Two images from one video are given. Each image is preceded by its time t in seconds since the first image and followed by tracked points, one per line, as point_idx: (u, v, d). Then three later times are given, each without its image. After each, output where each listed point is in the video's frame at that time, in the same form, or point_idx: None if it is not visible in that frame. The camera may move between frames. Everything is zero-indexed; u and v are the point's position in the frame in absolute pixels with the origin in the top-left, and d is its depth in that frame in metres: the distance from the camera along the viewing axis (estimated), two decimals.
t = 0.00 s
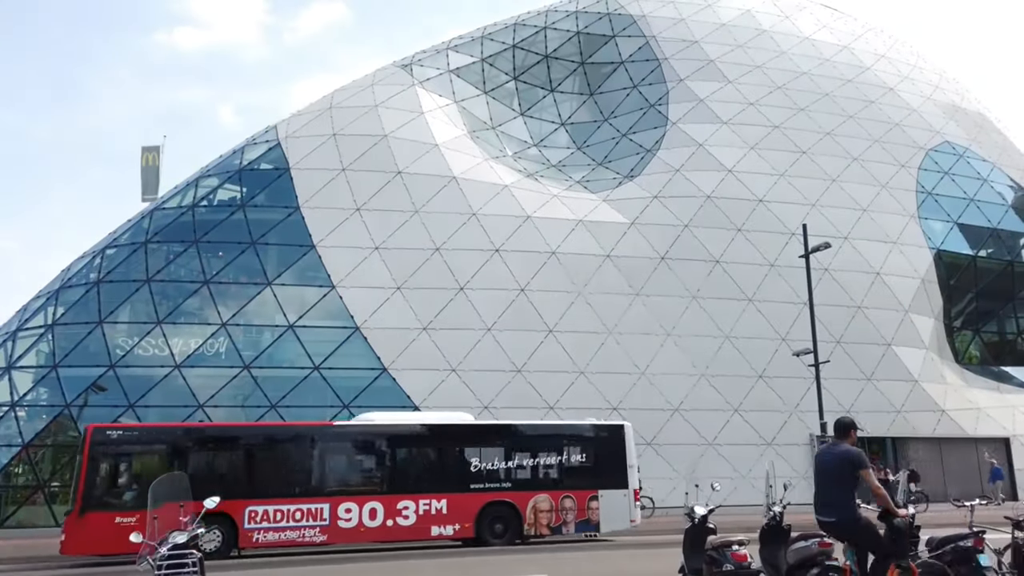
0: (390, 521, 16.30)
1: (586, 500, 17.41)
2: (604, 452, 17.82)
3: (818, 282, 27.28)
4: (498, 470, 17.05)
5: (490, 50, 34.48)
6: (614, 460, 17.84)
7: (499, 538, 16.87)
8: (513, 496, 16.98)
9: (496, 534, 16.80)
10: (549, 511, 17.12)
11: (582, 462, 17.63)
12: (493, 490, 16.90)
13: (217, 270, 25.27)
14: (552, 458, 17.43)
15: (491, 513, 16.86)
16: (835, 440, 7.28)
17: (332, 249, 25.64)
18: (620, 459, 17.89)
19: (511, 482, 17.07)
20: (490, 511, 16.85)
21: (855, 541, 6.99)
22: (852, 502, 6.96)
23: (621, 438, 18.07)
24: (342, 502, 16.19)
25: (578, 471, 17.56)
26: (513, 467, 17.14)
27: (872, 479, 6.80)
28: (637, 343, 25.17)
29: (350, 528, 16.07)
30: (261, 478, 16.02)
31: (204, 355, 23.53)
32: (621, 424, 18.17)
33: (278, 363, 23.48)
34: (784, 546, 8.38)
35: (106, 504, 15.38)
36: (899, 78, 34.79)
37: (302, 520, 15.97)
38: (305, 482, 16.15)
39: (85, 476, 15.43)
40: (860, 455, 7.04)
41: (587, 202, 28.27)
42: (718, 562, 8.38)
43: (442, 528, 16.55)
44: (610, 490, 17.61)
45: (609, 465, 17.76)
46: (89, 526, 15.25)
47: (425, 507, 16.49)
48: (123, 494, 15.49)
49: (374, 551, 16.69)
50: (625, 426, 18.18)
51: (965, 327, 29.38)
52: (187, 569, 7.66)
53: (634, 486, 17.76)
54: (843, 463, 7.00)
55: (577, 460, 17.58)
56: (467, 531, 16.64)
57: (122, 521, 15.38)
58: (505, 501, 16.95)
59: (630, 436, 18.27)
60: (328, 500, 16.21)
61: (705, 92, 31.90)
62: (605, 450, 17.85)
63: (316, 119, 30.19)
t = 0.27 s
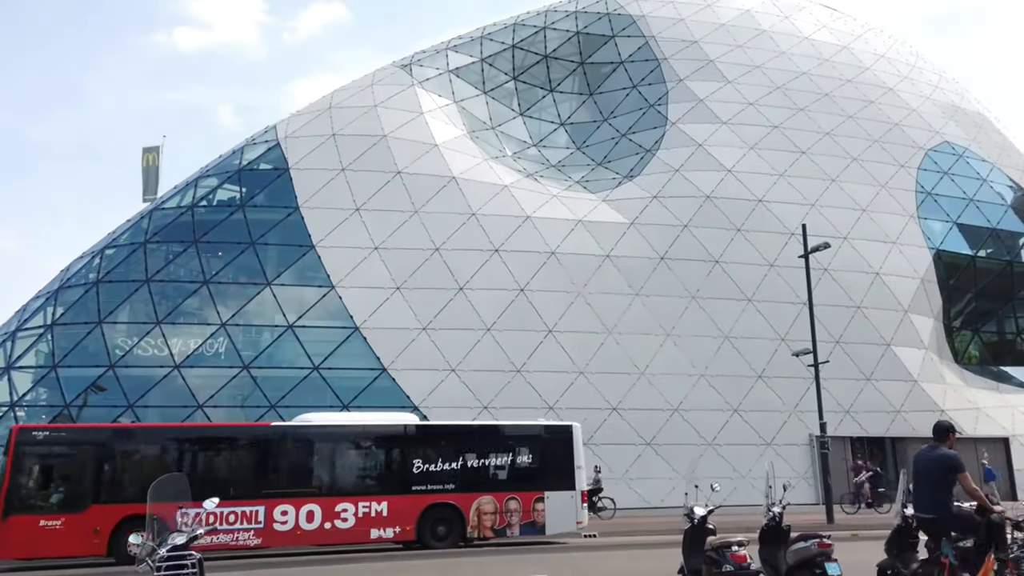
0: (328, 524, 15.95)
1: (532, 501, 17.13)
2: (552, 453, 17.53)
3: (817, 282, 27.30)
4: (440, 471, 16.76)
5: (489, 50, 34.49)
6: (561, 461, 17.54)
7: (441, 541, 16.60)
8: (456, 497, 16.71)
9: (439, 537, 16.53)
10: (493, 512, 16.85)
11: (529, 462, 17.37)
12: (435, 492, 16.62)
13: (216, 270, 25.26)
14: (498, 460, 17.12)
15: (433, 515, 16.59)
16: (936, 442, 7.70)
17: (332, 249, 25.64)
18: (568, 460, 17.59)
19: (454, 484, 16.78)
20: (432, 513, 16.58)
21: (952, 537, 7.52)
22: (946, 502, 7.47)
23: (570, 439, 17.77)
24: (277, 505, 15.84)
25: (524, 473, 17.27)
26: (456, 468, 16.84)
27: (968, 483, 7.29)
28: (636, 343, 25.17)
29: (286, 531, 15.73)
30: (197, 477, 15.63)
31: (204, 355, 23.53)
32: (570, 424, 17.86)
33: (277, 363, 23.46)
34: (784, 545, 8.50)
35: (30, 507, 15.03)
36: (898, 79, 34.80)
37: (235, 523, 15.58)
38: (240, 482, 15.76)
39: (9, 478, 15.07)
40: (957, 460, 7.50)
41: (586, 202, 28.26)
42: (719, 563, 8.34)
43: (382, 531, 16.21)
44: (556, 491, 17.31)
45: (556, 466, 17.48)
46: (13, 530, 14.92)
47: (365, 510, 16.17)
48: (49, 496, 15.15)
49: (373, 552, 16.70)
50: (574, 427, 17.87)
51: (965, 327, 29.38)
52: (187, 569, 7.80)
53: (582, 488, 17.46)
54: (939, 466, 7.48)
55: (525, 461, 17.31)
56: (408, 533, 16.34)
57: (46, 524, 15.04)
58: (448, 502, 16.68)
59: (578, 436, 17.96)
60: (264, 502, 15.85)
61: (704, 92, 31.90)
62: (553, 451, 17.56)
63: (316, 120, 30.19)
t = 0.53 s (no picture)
0: (266, 527, 15.78)
1: (478, 504, 16.94)
2: (500, 454, 17.32)
3: (816, 283, 27.31)
4: (383, 473, 16.59)
5: (488, 50, 34.49)
6: (510, 463, 17.34)
7: (384, 544, 16.45)
8: (399, 499, 16.56)
9: (381, 540, 16.38)
10: (437, 514, 16.69)
11: (477, 464, 17.15)
12: (378, 495, 16.46)
13: (216, 271, 25.24)
14: (443, 461, 16.93)
15: (375, 518, 16.45)
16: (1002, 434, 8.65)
17: (331, 250, 25.63)
18: (516, 462, 17.39)
19: (398, 486, 16.62)
20: (375, 516, 16.45)
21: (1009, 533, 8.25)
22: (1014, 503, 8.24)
23: (519, 440, 17.57)
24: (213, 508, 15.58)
25: (470, 474, 17.06)
26: (399, 469, 16.67)
27: None
28: (636, 343, 25.16)
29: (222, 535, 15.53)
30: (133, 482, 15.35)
31: (203, 355, 23.52)
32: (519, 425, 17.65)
33: (276, 363, 23.45)
34: (783, 545, 8.54)
35: None
36: (898, 79, 34.80)
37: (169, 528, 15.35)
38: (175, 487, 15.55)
39: None
40: None
41: (585, 202, 28.25)
42: (719, 564, 8.32)
43: (322, 534, 16.07)
44: (504, 493, 17.10)
45: (505, 467, 17.28)
46: None
47: (305, 512, 16.00)
48: None
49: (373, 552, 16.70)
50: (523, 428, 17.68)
51: (964, 328, 29.39)
52: (185, 567, 7.81)
53: (530, 490, 17.26)
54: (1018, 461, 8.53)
55: (472, 463, 17.10)
56: (349, 536, 16.20)
57: None
58: (392, 505, 16.54)
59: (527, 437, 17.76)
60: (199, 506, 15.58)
61: (704, 92, 31.89)
62: (502, 453, 17.35)
63: (315, 120, 30.17)
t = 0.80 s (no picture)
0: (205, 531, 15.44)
1: (426, 506, 16.71)
2: (449, 455, 17.12)
3: (816, 283, 27.32)
4: (327, 475, 16.28)
5: (488, 51, 34.48)
6: (460, 464, 17.15)
7: (328, 548, 16.08)
8: (343, 502, 16.26)
9: (325, 544, 16.02)
10: (383, 517, 16.41)
11: (425, 465, 16.93)
12: (322, 497, 16.14)
13: (215, 271, 25.23)
14: (388, 463, 16.69)
15: (320, 521, 16.12)
16: None
17: (330, 250, 25.62)
18: (466, 463, 17.20)
19: (343, 488, 16.33)
20: (319, 519, 16.13)
21: None
22: None
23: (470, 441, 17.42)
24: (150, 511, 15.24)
25: (418, 476, 16.84)
26: (344, 471, 16.38)
27: None
28: (635, 343, 25.16)
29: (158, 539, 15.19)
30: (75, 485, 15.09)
31: (202, 356, 23.51)
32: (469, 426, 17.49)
33: (275, 364, 23.45)
34: (783, 546, 8.55)
35: None
36: (897, 79, 34.82)
37: (104, 531, 14.95)
38: (111, 490, 15.16)
39: None
40: None
41: (585, 203, 28.24)
42: (718, 565, 8.51)
43: (263, 538, 15.76)
44: (453, 495, 16.90)
45: (456, 469, 17.07)
46: None
47: (246, 516, 15.67)
48: None
49: (373, 553, 16.69)
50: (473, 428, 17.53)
51: (963, 328, 29.40)
52: (184, 570, 7.79)
53: (480, 492, 17.08)
54: None
55: (419, 464, 16.88)
56: (292, 540, 15.88)
57: None
58: (335, 508, 16.24)
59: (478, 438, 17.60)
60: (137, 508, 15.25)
61: (703, 92, 31.89)
62: (452, 454, 17.16)
63: (315, 120, 30.16)
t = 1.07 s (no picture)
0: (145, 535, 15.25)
1: (375, 509, 16.58)
2: (400, 457, 16.98)
3: (816, 284, 27.32)
4: (274, 478, 16.15)
5: (488, 52, 34.51)
6: (411, 466, 17.00)
7: (274, 552, 16.01)
8: (290, 505, 16.14)
9: (271, 548, 15.94)
10: (331, 521, 16.28)
11: (376, 468, 16.80)
12: (269, 501, 16.04)
13: (215, 272, 25.22)
14: (338, 465, 16.54)
15: (265, 525, 15.99)
16: None
17: (329, 251, 25.61)
18: (416, 465, 17.05)
19: (290, 491, 16.20)
20: (265, 522, 16.00)
21: None
22: None
23: (423, 442, 17.24)
24: (88, 515, 15.08)
25: (369, 479, 16.70)
26: (292, 474, 16.25)
27: None
28: (635, 344, 25.16)
29: (95, 543, 15.00)
30: (13, 490, 14.94)
31: (202, 357, 23.50)
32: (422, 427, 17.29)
33: (275, 365, 23.44)
34: (784, 547, 8.56)
35: None
36: (897, 80, 34.85)
37: (39, 535, 14.84)
38: (50, 493, 15.05)
39: None
40: None
41: (585, 203, 28.24)
42: (719, 567, 8.30)
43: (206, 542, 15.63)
44: (403, 498, 16.76)
45: (407, 471, 16.93)
46: None
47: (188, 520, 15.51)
48: None
49: (371, 553, 16.68)
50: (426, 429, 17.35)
51: (963, 329, 29.43)
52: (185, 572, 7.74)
53: (431, 494, 16.97)
54: None
55: (370, 467, 16.75)
56: (236, 544, 15.77)
57: None
58: (282, 511, 16.10)
59: (431, 439, 17.42)
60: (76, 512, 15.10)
61: (703, 94, 31.90)
62: (402, 456, 17.01)
63: (314, 121, 30.16)
